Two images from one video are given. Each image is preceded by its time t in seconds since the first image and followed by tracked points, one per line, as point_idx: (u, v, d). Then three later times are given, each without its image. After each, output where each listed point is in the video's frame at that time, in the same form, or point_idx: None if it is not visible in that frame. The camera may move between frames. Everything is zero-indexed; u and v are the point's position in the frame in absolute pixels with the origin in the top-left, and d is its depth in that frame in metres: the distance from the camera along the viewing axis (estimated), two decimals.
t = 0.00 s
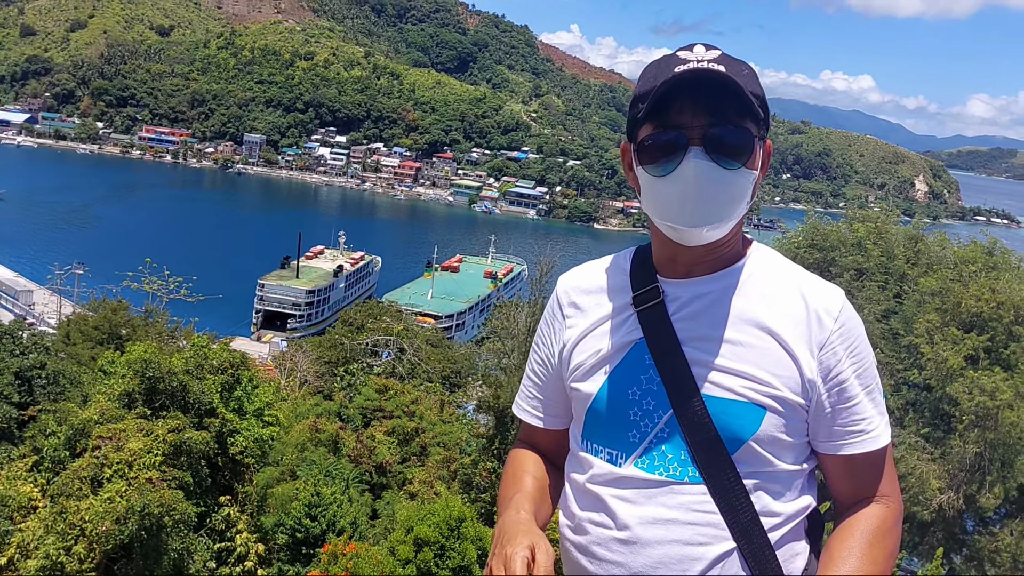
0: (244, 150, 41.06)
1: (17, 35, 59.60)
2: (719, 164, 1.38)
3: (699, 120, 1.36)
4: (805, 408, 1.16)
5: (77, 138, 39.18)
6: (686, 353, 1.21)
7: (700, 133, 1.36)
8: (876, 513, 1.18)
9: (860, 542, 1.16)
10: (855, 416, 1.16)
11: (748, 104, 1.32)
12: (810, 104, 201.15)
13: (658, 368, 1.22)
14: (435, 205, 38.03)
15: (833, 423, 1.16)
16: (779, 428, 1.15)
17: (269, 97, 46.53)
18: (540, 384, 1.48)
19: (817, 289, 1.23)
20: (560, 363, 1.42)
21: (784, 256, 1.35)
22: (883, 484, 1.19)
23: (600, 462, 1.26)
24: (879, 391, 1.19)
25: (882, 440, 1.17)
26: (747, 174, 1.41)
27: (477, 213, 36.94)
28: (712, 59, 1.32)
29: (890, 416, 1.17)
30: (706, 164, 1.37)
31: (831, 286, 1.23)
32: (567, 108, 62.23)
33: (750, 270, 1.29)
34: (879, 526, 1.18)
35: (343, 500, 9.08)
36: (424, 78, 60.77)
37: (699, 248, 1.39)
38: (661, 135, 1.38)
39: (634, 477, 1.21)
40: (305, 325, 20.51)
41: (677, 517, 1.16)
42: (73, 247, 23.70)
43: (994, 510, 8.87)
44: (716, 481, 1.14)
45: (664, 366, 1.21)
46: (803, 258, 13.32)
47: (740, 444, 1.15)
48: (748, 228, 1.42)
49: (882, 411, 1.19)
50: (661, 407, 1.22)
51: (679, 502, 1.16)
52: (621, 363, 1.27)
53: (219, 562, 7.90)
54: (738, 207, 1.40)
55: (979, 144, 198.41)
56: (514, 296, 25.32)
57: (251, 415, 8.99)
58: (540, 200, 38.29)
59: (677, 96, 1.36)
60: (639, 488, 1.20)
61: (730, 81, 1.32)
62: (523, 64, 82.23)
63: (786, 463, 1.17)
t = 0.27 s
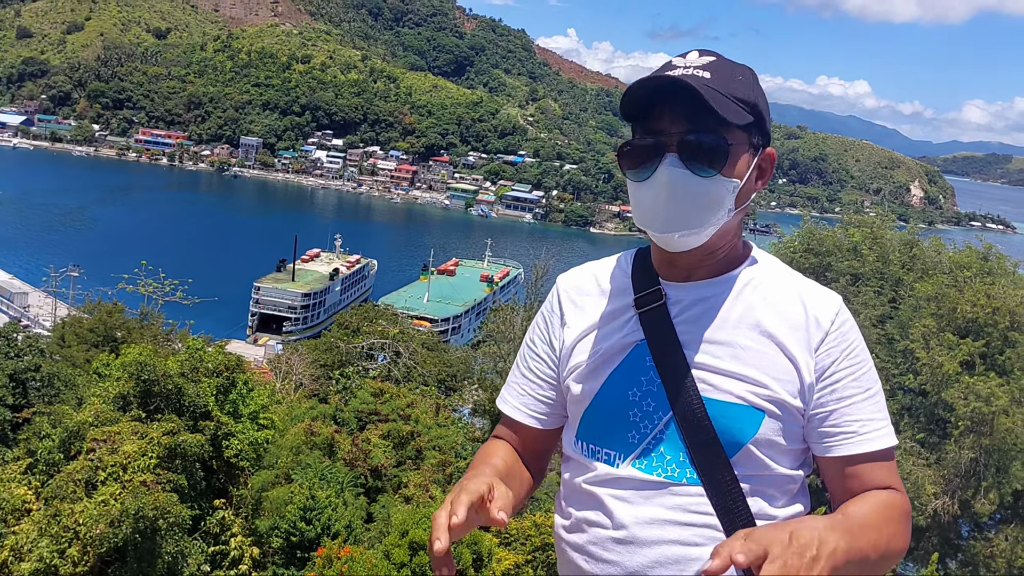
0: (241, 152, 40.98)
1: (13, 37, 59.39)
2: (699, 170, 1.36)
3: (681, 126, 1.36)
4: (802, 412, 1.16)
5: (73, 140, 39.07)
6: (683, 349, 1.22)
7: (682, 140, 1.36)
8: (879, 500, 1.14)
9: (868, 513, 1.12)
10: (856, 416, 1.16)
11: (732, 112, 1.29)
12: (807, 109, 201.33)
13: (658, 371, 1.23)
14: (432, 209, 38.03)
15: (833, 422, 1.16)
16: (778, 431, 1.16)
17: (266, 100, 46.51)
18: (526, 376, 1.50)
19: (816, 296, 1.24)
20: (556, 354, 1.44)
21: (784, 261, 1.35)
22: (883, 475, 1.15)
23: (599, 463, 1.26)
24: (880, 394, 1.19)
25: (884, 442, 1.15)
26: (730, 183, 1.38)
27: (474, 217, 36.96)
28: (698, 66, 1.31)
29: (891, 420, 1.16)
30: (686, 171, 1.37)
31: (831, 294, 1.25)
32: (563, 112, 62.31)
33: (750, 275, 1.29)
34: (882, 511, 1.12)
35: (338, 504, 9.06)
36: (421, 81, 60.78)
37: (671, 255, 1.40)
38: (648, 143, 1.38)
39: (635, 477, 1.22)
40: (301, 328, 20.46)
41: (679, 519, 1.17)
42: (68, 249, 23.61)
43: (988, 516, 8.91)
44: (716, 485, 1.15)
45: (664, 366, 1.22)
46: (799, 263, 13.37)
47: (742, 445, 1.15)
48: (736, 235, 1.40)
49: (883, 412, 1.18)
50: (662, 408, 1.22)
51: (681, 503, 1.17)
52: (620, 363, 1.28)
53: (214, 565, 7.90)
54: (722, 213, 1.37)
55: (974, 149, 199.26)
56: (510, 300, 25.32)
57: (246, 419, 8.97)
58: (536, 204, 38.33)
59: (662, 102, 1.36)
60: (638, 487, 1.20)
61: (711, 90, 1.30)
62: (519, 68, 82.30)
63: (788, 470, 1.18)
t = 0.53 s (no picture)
0: (238, 158, 40.95)
1: (11, 42, 59.34)
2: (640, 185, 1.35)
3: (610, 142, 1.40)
4: (791, 423, 1.16)
5: (70, 145, 39.06)
6: (669, 340, 1.24)
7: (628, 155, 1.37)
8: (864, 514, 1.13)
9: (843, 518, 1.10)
10: (855, 432, 1.14)
11: (628, 126, 1.30)
12: (804, 113, 201.64)
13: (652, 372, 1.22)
14: (429, 214, 38.06)
15: (830, 436, 1.15)
16: (761, 440, 1.16)
17: (263, 105, 46.54)
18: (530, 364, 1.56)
19: (816, 309, 1.22)
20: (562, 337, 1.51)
21: (791, 270, 1.32)
22: (867, 496, 1.15)
23: (592, 463, 1.28)
24: (882, 414, 1.17)
25: (879, 463, 1.15)
26: (639, 192, 1.35)
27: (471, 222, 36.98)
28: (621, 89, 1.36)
29: (891, 440, 1.15)
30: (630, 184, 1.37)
31: (837, 306, 1.23)
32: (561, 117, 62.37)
33: (746, 282, 1.28)
34: (859, 525, 1.11)
35: (335, 509, 9.04)
36: (418, 86, 60.86)
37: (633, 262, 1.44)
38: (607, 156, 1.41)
39: (627, 482, 1.22)
40: (298, 333, 20.44)
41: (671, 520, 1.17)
42: (65, 255, 23.56)
43: (985, 521, 8.92)
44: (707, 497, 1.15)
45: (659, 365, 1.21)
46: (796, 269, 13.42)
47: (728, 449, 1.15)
48: (663, 241, 1.35)
49: (886, 442, 1.17)
50: (653, 412, 1.21)
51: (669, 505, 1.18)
52: (618, 367, 1.28)
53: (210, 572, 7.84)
54: (642, 223, 1.36)
55: (970, 154, 200.02)
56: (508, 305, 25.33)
57: (242, 424, 8.93)
58: (533, 209, 38.37)
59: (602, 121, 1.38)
60: (626, 490, 1.22)
61: (623, 105, 1.33)
62: (517, 73, 82.49)
63: (779, 481, 1.19)
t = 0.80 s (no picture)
0: (239, 164, 41.05)
1: (13, 51, 59.59)
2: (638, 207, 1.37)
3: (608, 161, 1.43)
4: (767, 438, 1.12)
5: (72, 153, 39.20)
6: (663, 358, 1.25)
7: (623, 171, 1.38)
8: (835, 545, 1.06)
9: (790, 551, 1.05)
10: (836, 455, 1.06)
11: (620, 139, 1.32)
12: (804, 118, 201.75)
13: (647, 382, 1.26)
14: (430, 220, 38.10)
15: (812, 457, 1.08)
16: (733, 455, 1.14)
17: (264, 112, 46.66)
18: (564, 371, 1.55)
19: (812, 322, 1.15)
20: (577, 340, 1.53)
21: (796, 280, 1.27)
22: (852, 528, 1.06)
23: (593, 467, 1.35)
24: (876, 436, 1.08)
25: (863, 490, 1.05)
26: (634, 205, 1.37)
27: (472, 228, 37.02)
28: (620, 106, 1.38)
29: (880, 462, 1.05)
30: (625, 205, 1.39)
31: (840, 319, 1.15)
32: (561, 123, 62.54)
33: (741, 294, 1.26)
34: (820, 560, 1.04)
35: (336, 515, 9.03)
36: (418, 93, 61.03)
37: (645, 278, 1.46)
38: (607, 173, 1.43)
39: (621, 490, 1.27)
40: (299, 339, 20.45)
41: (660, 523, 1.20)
42: (67, 262, 23.61)
43: (989, 526, 8.89)
44: (687, 509, 1.18)
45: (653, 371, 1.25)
46: (797, 274, 13.44)
47: (706, 458, 1.16)
48: (660, 247, 1.36)
49: (880, 467, 1.08)
50: (643, 419, 1.25)
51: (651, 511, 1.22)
52: (622, 372, 1.33)
53: None
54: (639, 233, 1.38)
55: (970, 158, 200.10)
56: (508, 311, 25.33)
57: (245, 430, 8.92)
58: (534, 214, 38.42)
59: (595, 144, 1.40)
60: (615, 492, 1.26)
61: (614, 118, 1.36)
62: (516, 79, 82.73)
63: (765, 501, 1.15)
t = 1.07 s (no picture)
0: (240, 168, 41.07)
1: (13, 55, 59.71)
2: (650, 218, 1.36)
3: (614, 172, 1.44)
4: (757, 444, 1.12)
5: (73, 156, 39.27)
6: (667, 370, 1.26)
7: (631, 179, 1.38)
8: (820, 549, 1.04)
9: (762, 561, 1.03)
10: (821, 460, 1.04)
11: (621, 151, 1.32)
12: (804, 120, 201.78)
13: (650, 391, 1.29)
14: (430, 222, 38.11)
15: (797, 462, 1.06)
16: (722, 459, 1.14)
17: (265, 115, 46.73)
18: (595, 385, 1.54)
19: (805, 327, 1.13)
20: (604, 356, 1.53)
21: (801, 285, 1.26)
22: (842, 533, 1.03)
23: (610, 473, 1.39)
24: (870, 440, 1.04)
25: (849, 496, 1.02)
26: (641, 215, 1.37)
27: (472, 231, 37.04)
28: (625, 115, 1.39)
29: (869, 468, 1.02)
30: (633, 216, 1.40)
31: (832, 321, 1.13)
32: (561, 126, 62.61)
33: (739, 300, 1.25)
34: (800, 566, 1.03)
35: (337, 518, 9.04)
36: (419, 96, 61.06)
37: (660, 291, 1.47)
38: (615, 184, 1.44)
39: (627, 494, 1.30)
40: (300, 342, 20.45)
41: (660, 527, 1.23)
42: (67, 266, 23.62)
43: (990, 528, 8.87)
44: (677, 517, 1.18)
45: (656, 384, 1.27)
46: (798, 275, 13.44)
47: (697, 463, 1.17)
48: (672, 256, 1.36)
49: (871, 472, 1.03)
50: (645, 425, 1.28)
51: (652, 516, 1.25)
52: (629, 384, 1.36)
53: None
54: (645, 244, 1.39)
55: (971, 160, 199.99)
56: (509, 314, 25.32)
57: (246, 434, 8.93)
58: (535, 217, 38.42)
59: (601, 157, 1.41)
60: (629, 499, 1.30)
61: (614, 133, 1.37)
62: (517, 82, 82.76)
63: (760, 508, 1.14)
